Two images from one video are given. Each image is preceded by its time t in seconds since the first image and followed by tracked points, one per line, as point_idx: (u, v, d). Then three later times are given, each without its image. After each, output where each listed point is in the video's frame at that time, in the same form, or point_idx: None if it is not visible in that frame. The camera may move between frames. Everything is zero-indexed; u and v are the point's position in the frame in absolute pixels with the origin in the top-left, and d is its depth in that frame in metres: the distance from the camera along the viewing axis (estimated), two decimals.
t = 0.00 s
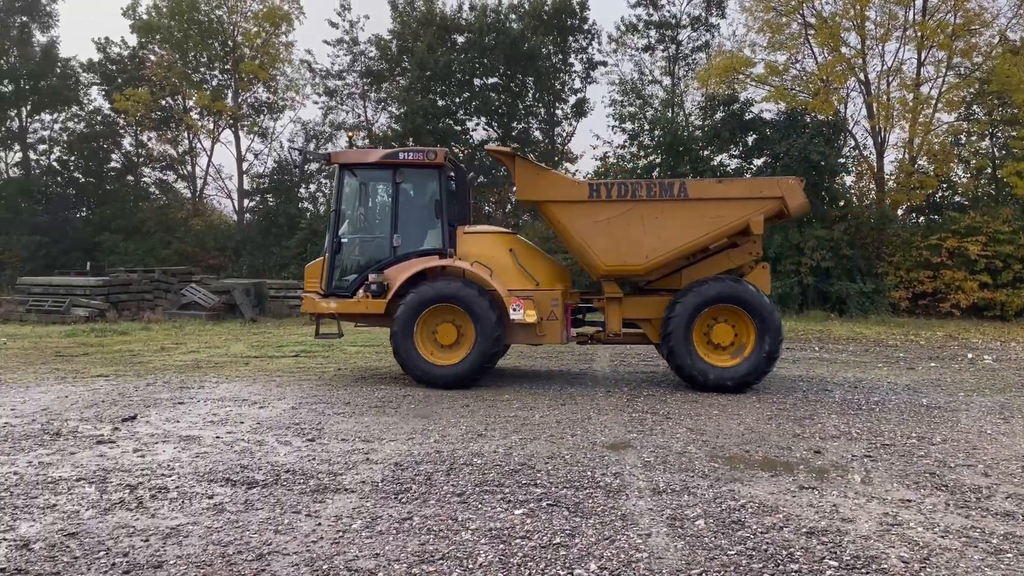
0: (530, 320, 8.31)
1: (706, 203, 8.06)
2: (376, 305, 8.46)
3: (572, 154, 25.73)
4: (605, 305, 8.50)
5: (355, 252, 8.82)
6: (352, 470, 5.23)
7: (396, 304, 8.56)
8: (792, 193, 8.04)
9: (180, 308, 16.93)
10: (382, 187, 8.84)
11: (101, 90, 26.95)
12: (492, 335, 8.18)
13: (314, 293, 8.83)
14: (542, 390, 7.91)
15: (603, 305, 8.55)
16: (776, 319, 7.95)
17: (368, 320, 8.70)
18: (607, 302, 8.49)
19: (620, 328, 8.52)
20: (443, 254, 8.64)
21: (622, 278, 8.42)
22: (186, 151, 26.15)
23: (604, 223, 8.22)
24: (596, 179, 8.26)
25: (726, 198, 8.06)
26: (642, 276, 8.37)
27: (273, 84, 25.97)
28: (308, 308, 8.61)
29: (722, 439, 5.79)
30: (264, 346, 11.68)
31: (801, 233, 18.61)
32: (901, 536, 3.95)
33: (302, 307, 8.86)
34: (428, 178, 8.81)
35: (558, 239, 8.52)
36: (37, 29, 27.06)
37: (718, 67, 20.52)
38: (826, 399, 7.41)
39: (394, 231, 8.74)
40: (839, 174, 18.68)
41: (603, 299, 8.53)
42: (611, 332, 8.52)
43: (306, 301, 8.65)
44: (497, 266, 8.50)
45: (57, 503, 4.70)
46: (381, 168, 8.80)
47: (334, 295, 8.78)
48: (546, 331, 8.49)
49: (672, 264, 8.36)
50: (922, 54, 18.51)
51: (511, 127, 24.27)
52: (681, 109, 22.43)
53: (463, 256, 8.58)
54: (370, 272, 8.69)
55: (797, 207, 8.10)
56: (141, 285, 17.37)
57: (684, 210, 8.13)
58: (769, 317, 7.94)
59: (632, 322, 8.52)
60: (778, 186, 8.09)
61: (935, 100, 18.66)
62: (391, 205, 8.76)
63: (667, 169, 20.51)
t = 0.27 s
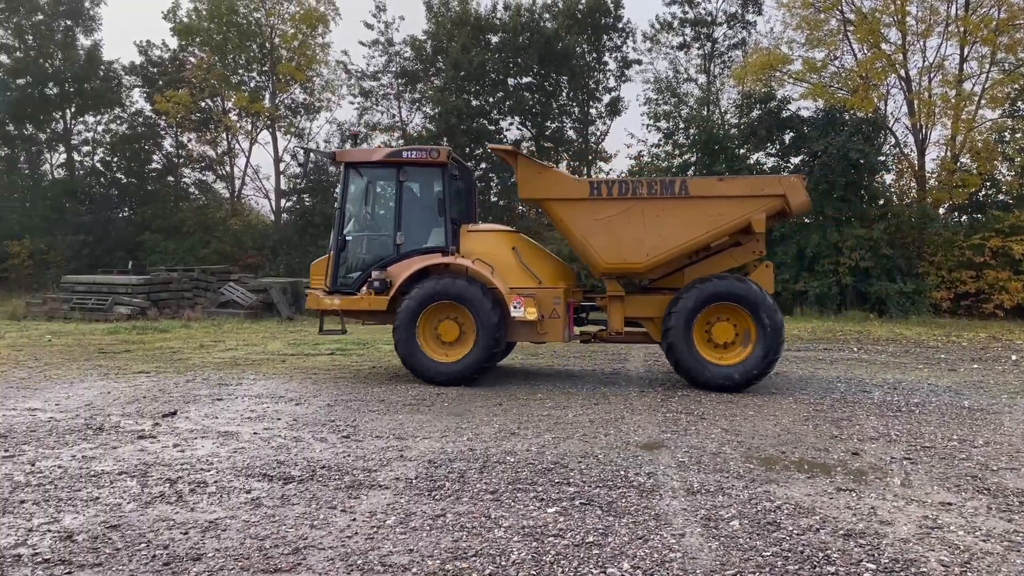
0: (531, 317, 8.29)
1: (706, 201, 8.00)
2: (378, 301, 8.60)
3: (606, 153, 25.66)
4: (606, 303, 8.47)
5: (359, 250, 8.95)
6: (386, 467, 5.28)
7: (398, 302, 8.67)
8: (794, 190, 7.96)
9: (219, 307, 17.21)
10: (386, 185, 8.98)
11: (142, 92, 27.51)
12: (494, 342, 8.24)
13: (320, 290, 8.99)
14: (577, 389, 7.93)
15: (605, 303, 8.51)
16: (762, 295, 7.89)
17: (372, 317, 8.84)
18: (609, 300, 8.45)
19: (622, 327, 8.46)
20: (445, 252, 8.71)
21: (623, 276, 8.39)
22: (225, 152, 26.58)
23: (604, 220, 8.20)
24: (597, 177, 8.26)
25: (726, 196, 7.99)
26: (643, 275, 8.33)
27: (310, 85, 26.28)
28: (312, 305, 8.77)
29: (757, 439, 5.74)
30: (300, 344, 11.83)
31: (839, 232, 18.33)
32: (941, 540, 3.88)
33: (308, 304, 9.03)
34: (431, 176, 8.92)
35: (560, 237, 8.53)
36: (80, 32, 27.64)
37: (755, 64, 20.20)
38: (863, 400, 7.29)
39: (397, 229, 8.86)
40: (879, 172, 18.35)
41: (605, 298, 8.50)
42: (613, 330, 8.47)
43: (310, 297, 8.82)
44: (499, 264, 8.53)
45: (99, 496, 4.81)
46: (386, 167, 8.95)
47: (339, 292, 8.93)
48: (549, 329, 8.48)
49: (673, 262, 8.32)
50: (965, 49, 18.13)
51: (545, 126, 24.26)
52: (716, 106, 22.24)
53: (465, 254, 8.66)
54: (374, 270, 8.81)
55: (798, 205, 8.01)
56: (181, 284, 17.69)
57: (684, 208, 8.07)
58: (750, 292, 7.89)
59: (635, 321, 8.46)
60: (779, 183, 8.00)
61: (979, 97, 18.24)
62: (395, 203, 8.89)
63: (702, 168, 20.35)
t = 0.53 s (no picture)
0: (534, 315, 8.34)
1: (709, 199, 7.93)
2: (384, 298, 8.72)
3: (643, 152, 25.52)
4: (611, 301, 8.46)
5: (366, 248, 9.04)
6: (423, 465, 5.32)
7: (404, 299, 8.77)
8: (799, 188, 7.86)
9: (258, 305, 17.48)
10: (393, 184, 9.03)
11: (184, 94, 28.02)
12: (496, 341, 8.31)
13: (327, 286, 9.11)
14: (615, 388, 7.92)
15: (609, 302, 8.51)
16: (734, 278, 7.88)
17: (379, 315, 8.95)
18: (613, 298, 8.46)
19: (626, 325, 8.46)
20: (451, 250, 8.77)
21: (627, 275, 8.37)
22: (264, 153, 26.97)
23: (607, 218, 8.17)
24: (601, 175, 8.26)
25: (729, 194, 7.92)
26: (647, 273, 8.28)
27: (348, 86, 26.54)
28: (319, 301, 8.91)
29: (795, 441, 5.67)
30: (338, 342, 11.96)
31: (881, 231, 18.00)
32: (987, 545, 3.80)
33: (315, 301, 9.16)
34: (437, 175, 8.95)
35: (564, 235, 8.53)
36: (124, 37, 28.15)
37: (795, 61, 19.98)
38: (904, 402, 7.16)
39: (403, 228, 8.92)
40: (922, 170, 17.97)
41: (610, 296, 8.49)
42: (617, 328, 8.47)
43: (317, 294, 8.95)
44: (503, 262, 8.58)
45: (144, 490, 4.92)
46: (393, 166, 9.00)
47: (346, 289, 9.04)
48: (554, 327, 8.49)
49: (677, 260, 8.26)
50: (1013, 44, 17.68)
51: (581, 125, 24.20)
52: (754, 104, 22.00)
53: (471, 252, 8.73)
54: (380, 268, 8.90)
55: (802, 203, 7.90)
56: (222, 283, 18.00)
57: (687, 206, 8.00)
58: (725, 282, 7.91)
59: (640, 320, 8.46)
60: (784, 181, 7.90)
61: None
62: (401, 202, 8.95)
63: (740, 166, 20.12)
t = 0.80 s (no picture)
0: (539, 315, 8.43)
1: (713, 199, 7.91)
2: (391, 298, 8.84)
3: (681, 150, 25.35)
4: (617, 300, 8.51)
5: (374, 248, 9.16)
6: (463, 462, 5.36)
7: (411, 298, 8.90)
8: (803, 188, 7.80)
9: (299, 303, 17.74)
10: (400, 185, 9.12)
11: (226, 96, 28.48)
12: (501, 338, 8.40)
13: (336, 285, 9.26)
14: (653, 388, 7.90)
15: (614, 301, 8.56)
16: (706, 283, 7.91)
17: (387, 314, 9.08)
18: (618, 298, 8.50)
19: (631, 325, 8.50)
20: (457, 250, 8.86)
21: (632, 276, 8.37)
22: (304, 154, 27.34)
23: (610, 220, 8.19)
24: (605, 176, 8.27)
25: (732, 195, 7.89)
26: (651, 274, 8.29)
27: (386, 87, 26.77)
28: (328, 300, 9.06)
29: (839, 442, 5.60)
30: (377, 340, 12.10)
31: (926, 229, 17.65)
32: None
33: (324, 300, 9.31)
34: (444, 175, 9.01)
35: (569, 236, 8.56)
36: (168, 40, 28.63)
37: (837, 57, 19.49)
38: (949, 404, 7.03)
39: (411, 228, 9.01)
40: (968, 167, 17.58)
41: (615, 296, 8.53)
42: (622, 328, 8.52)
43: (326, 293, 9.10)
44: (508, 262, 8.66)
45: (192, 484, 5.04)
46: (401, 167, 9.09)
47: (354, 288, 9.18)
48: (560, 327, 8.57)
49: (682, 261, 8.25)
50: None
51: (618, 123, 24.11)
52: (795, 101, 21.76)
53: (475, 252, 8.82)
54: (387, 267, 9.01)
55: (807, 204, 7.85)
56: (263, 281, 18.31)
57: (690, 207, 7.99)
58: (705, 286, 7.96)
59: (645, 319, 8.49)
60: (788, 182, 7.85)
61: None
62: (409, 203, 9.04)
63: (780, 163, 19.89)
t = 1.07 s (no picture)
0: (547, 311, 8.48)
1: (715, 196, 7.96)
2: (402, 295, 8.93)
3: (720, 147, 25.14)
4: (623, 298, 8.57)
5: (385, 246, 9.27)
6: (506, 458, 5.41)
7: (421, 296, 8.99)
8: (806, 184, 7.78)
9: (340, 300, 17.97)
10: (410, 183, 9.19)
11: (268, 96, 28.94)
12: (510, 333, 8.48)
13: (348, 283, 9.38)
14: (695, 387, 7.88)
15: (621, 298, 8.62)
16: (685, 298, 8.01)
17: (398, 311, 9.19)
18: (625, 295, 8.56)
19: (638, 322, 8.55)
20: (467, 248, 8.94)
21: (638, 272, 8.45)
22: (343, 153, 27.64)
23: (615, 217, 8.29)
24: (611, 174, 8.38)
25: (735, 191, 7.92)
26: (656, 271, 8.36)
27: (424, 86, 26.94)
28: (340, 298, 9.18)
29: (886, 442, 5.53)
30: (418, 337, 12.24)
31: (973, 227, 17.28)
32: None
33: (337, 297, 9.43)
34: (453, 174, 9.07)
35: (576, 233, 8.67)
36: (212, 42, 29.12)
37: (878, 52, 18.60)
38: (998, 404, 6.90)
39: (421, 226, 9.10)
40: (1017, 162, 17.15)
41: (622, 293, 8.59)
42: (630, 324, 8.57)
43: (338, 291, 9.22)
44: (517, 259, 8.74)
45: (242, 477, 5.16)
46: (411, 166, 9.17)
47: (366, 286, 9.29)
48: (568, 324, 8.58)
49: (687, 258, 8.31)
50: None
51: (656, 120, 23.96)
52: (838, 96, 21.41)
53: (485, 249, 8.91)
54: (398, 265, 9.12)
55: (811, 200, 7.84)
56: (304, 279, 18.57)
57: (693, 203, 8.06)
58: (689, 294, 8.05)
59: (652, 316, 8.54)
60: (791, 178, 7.85)
61: None
62: (419, 201, 9.12)
63: (822, 160, 19.68)
